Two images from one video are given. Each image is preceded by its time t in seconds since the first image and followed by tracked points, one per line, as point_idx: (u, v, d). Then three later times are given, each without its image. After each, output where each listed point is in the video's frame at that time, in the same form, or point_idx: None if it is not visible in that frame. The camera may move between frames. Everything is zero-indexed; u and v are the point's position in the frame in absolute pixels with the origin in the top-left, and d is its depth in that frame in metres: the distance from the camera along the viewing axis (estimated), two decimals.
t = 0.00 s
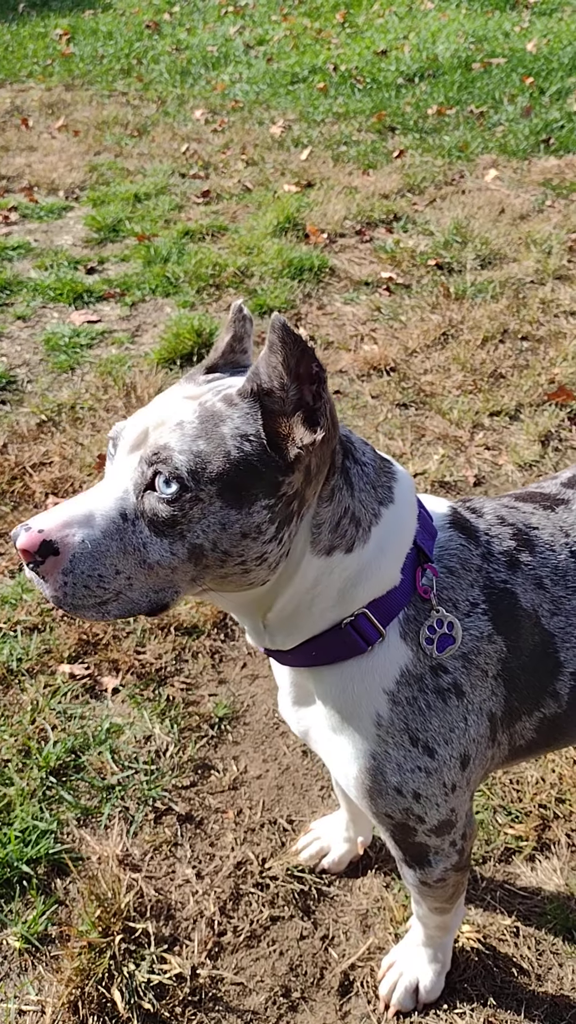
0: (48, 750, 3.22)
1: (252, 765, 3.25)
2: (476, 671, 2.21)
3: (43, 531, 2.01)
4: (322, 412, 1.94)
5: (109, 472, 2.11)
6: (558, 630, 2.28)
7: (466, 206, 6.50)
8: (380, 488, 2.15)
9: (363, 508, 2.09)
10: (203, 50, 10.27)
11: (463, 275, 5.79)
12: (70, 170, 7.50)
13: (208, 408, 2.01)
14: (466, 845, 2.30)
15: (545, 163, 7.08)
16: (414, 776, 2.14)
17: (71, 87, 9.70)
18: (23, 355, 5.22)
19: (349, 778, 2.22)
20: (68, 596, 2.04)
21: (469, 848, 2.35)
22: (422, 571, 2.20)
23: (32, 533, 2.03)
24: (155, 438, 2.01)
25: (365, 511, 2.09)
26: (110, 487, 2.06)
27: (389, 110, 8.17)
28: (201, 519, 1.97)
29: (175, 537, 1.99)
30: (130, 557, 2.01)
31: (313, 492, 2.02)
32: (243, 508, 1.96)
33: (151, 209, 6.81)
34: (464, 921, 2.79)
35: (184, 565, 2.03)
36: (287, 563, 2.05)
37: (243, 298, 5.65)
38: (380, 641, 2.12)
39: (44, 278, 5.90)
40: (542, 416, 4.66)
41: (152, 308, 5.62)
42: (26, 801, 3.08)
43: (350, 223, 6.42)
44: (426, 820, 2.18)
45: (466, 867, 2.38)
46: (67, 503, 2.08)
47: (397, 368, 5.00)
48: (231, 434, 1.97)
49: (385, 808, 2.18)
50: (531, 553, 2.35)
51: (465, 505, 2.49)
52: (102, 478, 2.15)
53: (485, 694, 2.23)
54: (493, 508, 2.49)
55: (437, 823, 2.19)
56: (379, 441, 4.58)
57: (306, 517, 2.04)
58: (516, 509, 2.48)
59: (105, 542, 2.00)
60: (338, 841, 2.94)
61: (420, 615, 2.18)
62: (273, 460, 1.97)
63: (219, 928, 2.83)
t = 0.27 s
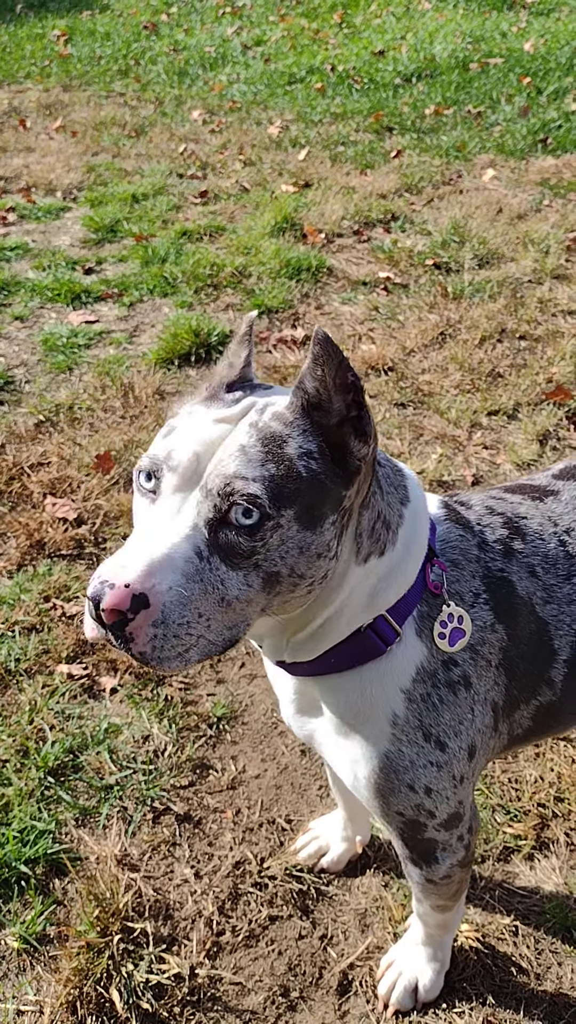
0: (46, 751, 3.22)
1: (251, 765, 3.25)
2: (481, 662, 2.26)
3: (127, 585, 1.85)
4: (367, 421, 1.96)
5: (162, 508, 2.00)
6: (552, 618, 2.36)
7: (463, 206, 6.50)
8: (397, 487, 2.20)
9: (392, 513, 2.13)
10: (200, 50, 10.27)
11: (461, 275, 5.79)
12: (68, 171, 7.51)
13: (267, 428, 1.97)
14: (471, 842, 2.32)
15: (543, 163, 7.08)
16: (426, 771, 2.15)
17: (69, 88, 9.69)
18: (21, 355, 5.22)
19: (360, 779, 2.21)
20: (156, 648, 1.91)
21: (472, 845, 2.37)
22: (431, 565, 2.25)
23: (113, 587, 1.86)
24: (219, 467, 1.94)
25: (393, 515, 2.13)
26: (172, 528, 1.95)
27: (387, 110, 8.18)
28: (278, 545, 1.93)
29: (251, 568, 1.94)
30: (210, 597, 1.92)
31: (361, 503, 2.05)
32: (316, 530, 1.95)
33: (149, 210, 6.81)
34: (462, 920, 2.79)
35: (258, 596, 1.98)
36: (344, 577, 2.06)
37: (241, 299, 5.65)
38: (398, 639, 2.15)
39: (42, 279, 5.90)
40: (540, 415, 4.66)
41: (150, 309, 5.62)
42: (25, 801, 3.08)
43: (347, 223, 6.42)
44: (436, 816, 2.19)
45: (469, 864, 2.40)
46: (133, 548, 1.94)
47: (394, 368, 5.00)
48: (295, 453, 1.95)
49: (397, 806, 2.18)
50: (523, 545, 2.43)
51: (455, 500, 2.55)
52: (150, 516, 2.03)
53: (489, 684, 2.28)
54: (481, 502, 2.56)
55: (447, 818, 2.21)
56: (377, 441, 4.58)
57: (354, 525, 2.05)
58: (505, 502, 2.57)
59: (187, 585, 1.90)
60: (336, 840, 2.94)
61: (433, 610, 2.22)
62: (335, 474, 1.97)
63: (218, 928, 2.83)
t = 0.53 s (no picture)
0: (46, 754, 3.20)
1: (251, 768, 3.23)
2: (492, 658, 2.27)
3: (204, 611, 1.76)
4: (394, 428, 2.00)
5: (213, 526, 1.91)
6: (553, 611, 2.39)
7: (462, 206, 6.50)
8: (412, 494, 2.24)
9: (411, 519, 2.17)
10: (198, 51, 10.25)
11: (460, 275, 5.79)
12: (66, 171, 7.49)
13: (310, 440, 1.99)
14: (481, 843, 2.32)
15: (541, 163, 7.08)
16: (444, 772, 2.14)
17: (66, 89, 9.68)
18: (19, 356, 5.21)
19: (376, 784, 2.18)
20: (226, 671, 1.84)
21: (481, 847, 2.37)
22: (443, 567, 2.28)
23: (188, 612, 1.76)
24: (270, 483, 1.91)
25: (413, 520, 2.18)
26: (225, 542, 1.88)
27: (385, 110, 8.17)
28: (329, 559, 1.93)
29: (304, 583, 1.91)
30: (270, 617, 1.87)
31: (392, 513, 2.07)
32: (364, 540, 1.97)
33: (147, 210, 6.79)
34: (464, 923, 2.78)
35: (309, 614, 1.95)
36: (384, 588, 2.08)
37: (240, 299, 5.64)
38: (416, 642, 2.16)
39: (40, 280, 5.89)
40: (540, 415, 4.65)
41: (148, 309, 5.60)
42: (24, 804, 3.07)
43: (346, 223, 6.41)
44: (452, 817, 2.18)
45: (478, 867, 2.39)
46: (195, 567, 1.83)
47: (394, 368, 4.99)
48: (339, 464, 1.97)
49: (415, 810, 2.16)
50: (521, 541, 2.45)
51: (449, 500, 2.56)
52: (197, 534, 1.93)
53: (498, 680, 2.29)
54: (474, 502, 2.58)
55: (462, 818, 2.20)
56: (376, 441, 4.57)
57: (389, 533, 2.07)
58: (499, 498, 2.60)
59: (256, 605, 1.85)
60: (338, 843, 2.93)
61: (447, 610, 2.23)
62: (374, 484, 2.01)
63: (218, 931, 2.82)
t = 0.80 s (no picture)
0: (48, 757, 3.20)
1: (253, 771, 3.23)
2: (498, 661, 2.28)
3: (237, 624, 1.76)
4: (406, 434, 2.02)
5: (237, 538, 1.90)
6: (555, 612, 2.40)
7: (462, 208, 6.50)
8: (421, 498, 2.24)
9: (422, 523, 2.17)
10: (197, 52, 10.25)
11: (460, 276, 5.79)
12: (66, 173, 7.49)
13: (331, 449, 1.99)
14: (486, 848, 2.32)
15: (541, 164, 7.09)
16: (453, 776, 2.15)
17: (66, 90, 9.67)
18: (20, 359, 5.21)
19: (384, 788, 2.18)
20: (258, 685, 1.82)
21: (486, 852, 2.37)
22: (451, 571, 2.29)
23: (222, 626, 1.76)
24: (296, 492, 1.91)
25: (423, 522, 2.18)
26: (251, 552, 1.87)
27: (385, 111, 8.18)
28: (353, 568, 1.93)
29: (328, 593, 1.91)
30: (295, 628, 1.87)
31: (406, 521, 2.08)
32: (384, 548, 1.99)
33: (147, 212, 6.79)
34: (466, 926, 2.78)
35: (332, 624, 1.95)
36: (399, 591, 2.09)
37: (240, 301, 5.64)
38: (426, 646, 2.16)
39: (40, 282, 5.88)
40: (541, 416, 4.66)
41: (148, 311, 5.60)
42: (26, 808, 3.06)
43: (346, 224, 6.41)
44: (460, 821, 2.18)
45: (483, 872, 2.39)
46: (224, 579, 1.82)
47: (394, 369, 4.99)
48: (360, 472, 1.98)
49: (424, 815, 2.16)
50: (522, 543, 2.46)
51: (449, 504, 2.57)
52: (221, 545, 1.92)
53: (504, 683, 2.29)
54: (474, 505, 2.59)
55: (469, 823, 2.20)
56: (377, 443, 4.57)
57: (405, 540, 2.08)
58: (497, 502, 2.60)
59: (286, 617, 1.84)
60: (340, 846, 2.93)
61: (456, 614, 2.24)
62: (393, 491, 2.02)
63: (221, 935, 2.82)
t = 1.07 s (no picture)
0: (46, 756, 3.20)
1: (251, 770, 3.23)
2: (494, 655, 2.28)
3: (336, 673, 1.73)
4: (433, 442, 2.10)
5: (305, 572, 1.87)
6: (547, 607, 2.41)
7: (461, 208, 6.51)
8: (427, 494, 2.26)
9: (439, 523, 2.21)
10: (197, 53, 10.25)
11: (459, 276, 5.80)
12: (65, 173, 7.50)
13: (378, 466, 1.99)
14: (480, 845, 2.32)
15: (540, 165, 7.09)
16: (450, 770, 2.15)
17: (66, 90, 9.68)
18: (19, 358, 5.21)
19: (382, 783, 2.16)
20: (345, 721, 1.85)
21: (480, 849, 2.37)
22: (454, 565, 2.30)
23: (323, 676, 1.72)
24: (357, 518, 1.89)
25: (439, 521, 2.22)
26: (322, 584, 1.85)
27: (384, 111, 8.18)
28: (405, 586, 1.98)
29: (383, 612, 1.95)
30: (363, 655, 1.90)
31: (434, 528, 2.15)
32: (425, 560, 2.06)
33: (146, 212, 6.79)
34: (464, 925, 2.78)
35: (383, 640, 2.00)
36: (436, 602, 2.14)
37: (239, 301, 5.65)
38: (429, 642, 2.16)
39: (39, 282, 5.88)
40: (540, 416, 4.66)
41: (147, 311, 5.60)
42: (24, 807, 3.06)
43: (346, 224, 6.42)
44: (456, 817, 2.18)
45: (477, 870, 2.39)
46: (309, 620, 1.79)
47: (394, 369, 5.00)
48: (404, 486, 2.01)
49: (420, 811, 2.15)
50: (515, 539, 2.47)
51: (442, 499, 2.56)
52: (289, 580, 1.88)
53: (499, 677, 2.30)
54: (466, 501, 2.59)
55: (465, 818, 2.20)
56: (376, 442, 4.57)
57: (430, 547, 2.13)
58: (488, 498, 2.61)
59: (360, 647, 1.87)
60: (337, 845, 2.93)
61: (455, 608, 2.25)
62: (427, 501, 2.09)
63: (219, 934, 2.81)
